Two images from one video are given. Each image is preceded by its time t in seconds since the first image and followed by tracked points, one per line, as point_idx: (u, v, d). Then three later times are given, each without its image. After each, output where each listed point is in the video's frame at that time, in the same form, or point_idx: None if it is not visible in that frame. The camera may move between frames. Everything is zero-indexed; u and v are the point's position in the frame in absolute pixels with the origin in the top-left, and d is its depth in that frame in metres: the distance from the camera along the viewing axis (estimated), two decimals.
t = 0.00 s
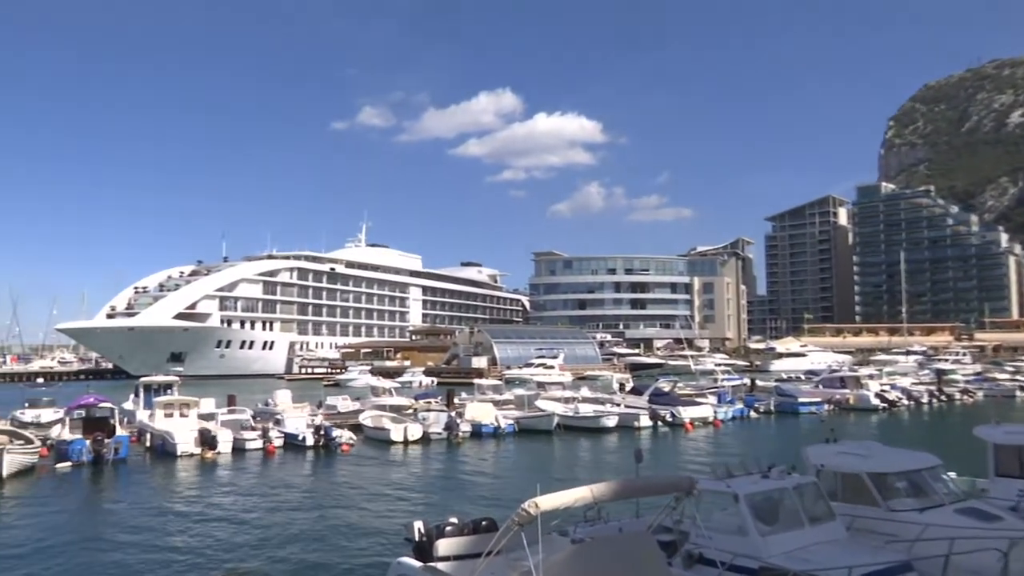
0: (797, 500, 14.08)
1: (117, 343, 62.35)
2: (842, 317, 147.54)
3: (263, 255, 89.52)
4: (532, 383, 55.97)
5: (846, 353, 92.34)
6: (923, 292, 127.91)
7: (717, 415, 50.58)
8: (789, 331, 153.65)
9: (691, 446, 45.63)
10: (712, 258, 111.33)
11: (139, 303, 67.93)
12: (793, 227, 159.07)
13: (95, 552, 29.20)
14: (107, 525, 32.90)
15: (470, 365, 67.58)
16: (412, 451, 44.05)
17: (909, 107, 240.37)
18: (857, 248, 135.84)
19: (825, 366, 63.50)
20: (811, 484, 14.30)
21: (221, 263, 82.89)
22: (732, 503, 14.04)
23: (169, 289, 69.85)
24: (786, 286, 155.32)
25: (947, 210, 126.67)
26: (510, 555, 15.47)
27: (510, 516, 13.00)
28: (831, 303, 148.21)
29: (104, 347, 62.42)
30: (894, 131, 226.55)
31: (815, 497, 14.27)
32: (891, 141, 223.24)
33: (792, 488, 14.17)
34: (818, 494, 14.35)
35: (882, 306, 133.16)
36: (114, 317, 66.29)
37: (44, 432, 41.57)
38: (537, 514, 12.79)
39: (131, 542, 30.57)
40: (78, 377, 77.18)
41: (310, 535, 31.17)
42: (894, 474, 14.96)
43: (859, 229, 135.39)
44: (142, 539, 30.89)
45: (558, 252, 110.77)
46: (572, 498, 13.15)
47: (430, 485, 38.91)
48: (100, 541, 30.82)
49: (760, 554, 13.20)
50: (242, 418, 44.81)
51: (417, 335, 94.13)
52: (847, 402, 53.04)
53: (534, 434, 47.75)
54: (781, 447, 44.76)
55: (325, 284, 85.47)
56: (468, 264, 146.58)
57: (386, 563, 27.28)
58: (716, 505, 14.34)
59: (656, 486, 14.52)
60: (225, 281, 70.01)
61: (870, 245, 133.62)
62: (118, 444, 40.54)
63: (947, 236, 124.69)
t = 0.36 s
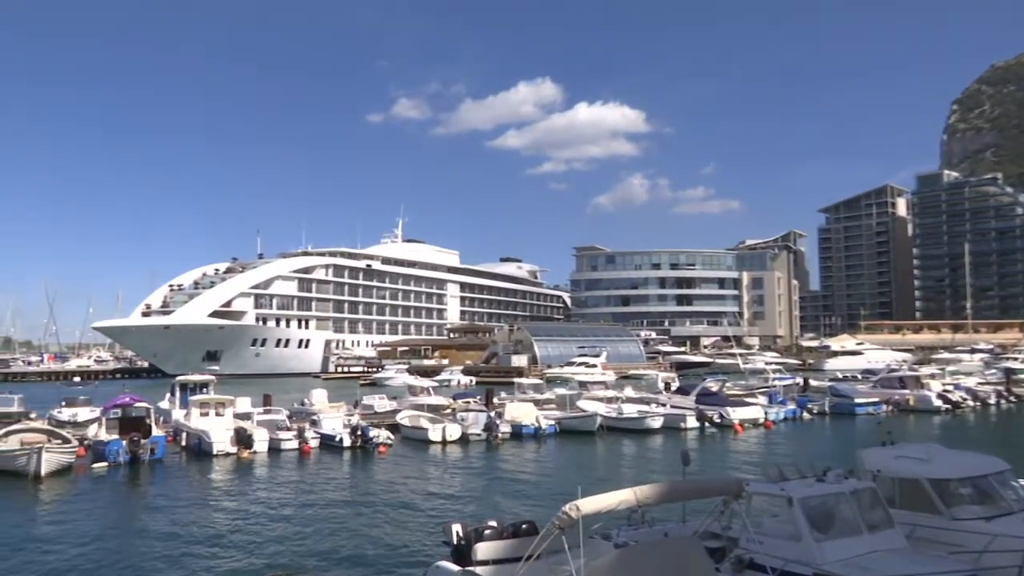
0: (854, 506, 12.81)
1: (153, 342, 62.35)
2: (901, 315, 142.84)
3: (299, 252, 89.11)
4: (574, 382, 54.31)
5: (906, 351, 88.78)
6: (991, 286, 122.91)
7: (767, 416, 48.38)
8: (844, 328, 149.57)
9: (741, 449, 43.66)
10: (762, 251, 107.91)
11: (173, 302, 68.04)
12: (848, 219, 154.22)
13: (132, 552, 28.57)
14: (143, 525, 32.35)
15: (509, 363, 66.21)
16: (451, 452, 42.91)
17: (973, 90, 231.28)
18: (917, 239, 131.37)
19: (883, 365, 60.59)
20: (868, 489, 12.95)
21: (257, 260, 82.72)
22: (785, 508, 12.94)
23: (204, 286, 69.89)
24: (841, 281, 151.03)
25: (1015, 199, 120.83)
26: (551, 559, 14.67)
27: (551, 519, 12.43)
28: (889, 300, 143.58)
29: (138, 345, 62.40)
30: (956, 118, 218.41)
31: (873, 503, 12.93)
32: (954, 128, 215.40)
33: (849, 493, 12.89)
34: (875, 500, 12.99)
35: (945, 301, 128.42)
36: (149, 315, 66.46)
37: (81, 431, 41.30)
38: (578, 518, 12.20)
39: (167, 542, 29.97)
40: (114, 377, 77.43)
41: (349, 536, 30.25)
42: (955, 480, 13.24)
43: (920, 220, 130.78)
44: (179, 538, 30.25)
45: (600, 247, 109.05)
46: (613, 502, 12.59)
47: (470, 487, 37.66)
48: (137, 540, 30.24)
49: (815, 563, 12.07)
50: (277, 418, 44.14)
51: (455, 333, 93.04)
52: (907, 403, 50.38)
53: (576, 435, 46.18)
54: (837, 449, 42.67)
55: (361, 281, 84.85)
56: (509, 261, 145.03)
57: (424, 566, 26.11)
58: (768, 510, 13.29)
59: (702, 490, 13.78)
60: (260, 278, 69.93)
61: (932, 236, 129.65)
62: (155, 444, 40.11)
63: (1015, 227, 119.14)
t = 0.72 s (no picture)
0: (907, 511, 11.55)
1: (183, 341, 62.09)
2: (957, 311, 138.29)
3: (330, 248, 88.51)
4: (612, 382, 52.67)
5: (965, 349, 85.30)
6: None
7: (815, 417, 46.31)
8: (897, 325, 145.48)
9: (788, 451, 41.71)
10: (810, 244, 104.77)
11: (202, 299, 67.78)
12: (902, 209, 148.40)
13: (161, 553, 27.80)
14: (172, 526, 31.63)
15: (545, 361, 64.79)
16: (485, 453, 41.64)
17: None
18: (976, 231, 127.09)
19: (938, 364, 57.94)
20: (922, 493, 11.68)
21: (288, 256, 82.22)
22: (832, 512, 11.74)
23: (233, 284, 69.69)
24: (894, 276, 147.11)
25: None
26: (589, 564, 13.53)
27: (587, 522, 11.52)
28: (946, 295, 139.13)
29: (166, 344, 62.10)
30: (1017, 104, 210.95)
31: (928, 510, 11.64)
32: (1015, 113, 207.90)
33: (901, 497, 11.64)
34: (930, 505, 11.70)
35: (1005, 297, 124.15)
36: (179, 312, 66.22)
37: (110, 430, 40.83)
38: (616, 520, 11.33)
39: (196, 542, 29.20)
40: (143, 376, 77.64)
41: (381, 538, 29.21)
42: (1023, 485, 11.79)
43: (978, 212, 126.46)
44: (209, 539, 29.44)
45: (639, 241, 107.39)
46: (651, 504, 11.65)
47: (504, 488, 36.39)
48: (166, 541, 29.49)
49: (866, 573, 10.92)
50: (307, 418, 43.28)
51: (490, 330, 91.87)
52: (965, 404, 47.93)
53: (614, 437, 44.60)
54: (890, 451, 40.66)
55: (393, 277, 84.01)
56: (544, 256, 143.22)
57: (459, 569, 25.00)
58: (813, 514, 12.10)
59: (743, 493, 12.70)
60: (291, 275, 69.30)
61: (991, 228, 125.25)
62: (185, 445, 39.49)
63: None
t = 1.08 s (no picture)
0: (959, 517, 11.30)
1: (208, 338, 61.41)
2: (1014, 306, 133.60)
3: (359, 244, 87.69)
4: (648, 381, 50.96)
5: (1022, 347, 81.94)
6: None
7: (863, 419, 44.18)
8: (949, 321, 141.18)
9: (834, 454, 39.77)
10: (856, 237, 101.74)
11: (227, 297, 67.22)
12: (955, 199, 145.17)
13: (186, 558, 26.83)
14: (198, 528, 30.74)
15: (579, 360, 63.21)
16: (516, 454, 40.25)
17: None
18: None
19: (993, 364, 55.33)
20: (975, 498, 11.46)
21: (315, 252, 81.45)
22: (879, 518, 11.48)
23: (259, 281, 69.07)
24: (946, 269, 143.17)
25: None
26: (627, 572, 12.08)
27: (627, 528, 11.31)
28: (1002, 290, 134.48)
29: (191, 343, 61.59)
30: None
31: (982, 516, 11.43)
32: None
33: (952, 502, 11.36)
34: (985, 511, 11.50)
35: None
36: (204, 310, 65.75)
37: (135, 430, 40.13)
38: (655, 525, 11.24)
39: (219, 545, 28.25)
40: (169, 374, 77.62)
41: (409, 541, 28.08)
42: None
43: None
44: (235, 542, 28.45)
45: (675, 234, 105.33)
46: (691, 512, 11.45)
47: (535, 492, 34.90)
48: (191, 545, 28.54)
49: None
50: (334, 417, 42.23)
51: (522, 328, 90.55)
52: None
53: (651, 438, 42.89)
54: (943, 453, 38.53)
55: (421, 273, 82.94)
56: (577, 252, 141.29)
57: None
58: (859, 520, 11.82)
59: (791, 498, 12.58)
60: (316, 272, 68.71)
61: None
62: (210, 445, 38.63)
63: None
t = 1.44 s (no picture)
0: (1011, 527, 10.97)
1: (227, 338, 60.56)
2: None
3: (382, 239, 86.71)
4: (681, 381, 49.34)
5: None
6: None
7: (907, 421, 42.26)
8: (998, 319, 137.18)
9: (877, 457, 38.02)
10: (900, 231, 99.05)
11: (248, 294, 66.51)
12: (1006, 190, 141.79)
13: (207, 562, 25.81)
14: (219, 531, 29.75)
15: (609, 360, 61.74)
16: (545, 457, 38.96)
17: None
18: None
19: None
20: None
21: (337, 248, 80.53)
22: (923, 525, 10.94)
23: (280, 278, 68.24)
24: (996, 263, 139.53)
25: None
26: None
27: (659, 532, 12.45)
28: None
29: (212, 342, 60.95)
30: None
31: None
32: None
33: (1002, 510, 11.03)
34: None
35: None
36: (224, 309, 65.06)
37: (155, 430, 39.36)
38: (689, 528, 12.09)
39: (238, 548, 27.39)
40: (190, 374, 77.32)
41: (432, 545, 27.03)
42: None
43: None
44: (257, 546, 27.43)
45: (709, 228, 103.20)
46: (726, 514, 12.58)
47: (564, 495, 33.60)
48: (212, 548, 27.56)
49: None
50: (357, 418, 41.20)
51: (550, 326, 89.25)
52: None
53: (684, 440, 41.30)
54: (992, 457, 36.65)
55: (446, 269, 81.82)
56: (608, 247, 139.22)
57: None
58: (903, 527, 11.19)
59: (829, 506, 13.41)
60: (338, 268, 67.98)
61: None
62: (231, 446, 37.73)
63: None
